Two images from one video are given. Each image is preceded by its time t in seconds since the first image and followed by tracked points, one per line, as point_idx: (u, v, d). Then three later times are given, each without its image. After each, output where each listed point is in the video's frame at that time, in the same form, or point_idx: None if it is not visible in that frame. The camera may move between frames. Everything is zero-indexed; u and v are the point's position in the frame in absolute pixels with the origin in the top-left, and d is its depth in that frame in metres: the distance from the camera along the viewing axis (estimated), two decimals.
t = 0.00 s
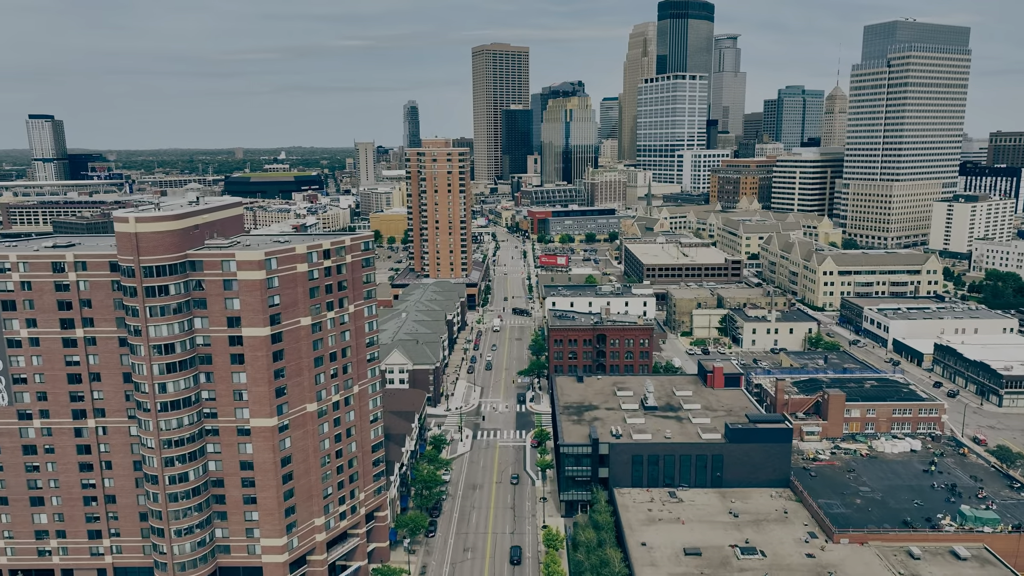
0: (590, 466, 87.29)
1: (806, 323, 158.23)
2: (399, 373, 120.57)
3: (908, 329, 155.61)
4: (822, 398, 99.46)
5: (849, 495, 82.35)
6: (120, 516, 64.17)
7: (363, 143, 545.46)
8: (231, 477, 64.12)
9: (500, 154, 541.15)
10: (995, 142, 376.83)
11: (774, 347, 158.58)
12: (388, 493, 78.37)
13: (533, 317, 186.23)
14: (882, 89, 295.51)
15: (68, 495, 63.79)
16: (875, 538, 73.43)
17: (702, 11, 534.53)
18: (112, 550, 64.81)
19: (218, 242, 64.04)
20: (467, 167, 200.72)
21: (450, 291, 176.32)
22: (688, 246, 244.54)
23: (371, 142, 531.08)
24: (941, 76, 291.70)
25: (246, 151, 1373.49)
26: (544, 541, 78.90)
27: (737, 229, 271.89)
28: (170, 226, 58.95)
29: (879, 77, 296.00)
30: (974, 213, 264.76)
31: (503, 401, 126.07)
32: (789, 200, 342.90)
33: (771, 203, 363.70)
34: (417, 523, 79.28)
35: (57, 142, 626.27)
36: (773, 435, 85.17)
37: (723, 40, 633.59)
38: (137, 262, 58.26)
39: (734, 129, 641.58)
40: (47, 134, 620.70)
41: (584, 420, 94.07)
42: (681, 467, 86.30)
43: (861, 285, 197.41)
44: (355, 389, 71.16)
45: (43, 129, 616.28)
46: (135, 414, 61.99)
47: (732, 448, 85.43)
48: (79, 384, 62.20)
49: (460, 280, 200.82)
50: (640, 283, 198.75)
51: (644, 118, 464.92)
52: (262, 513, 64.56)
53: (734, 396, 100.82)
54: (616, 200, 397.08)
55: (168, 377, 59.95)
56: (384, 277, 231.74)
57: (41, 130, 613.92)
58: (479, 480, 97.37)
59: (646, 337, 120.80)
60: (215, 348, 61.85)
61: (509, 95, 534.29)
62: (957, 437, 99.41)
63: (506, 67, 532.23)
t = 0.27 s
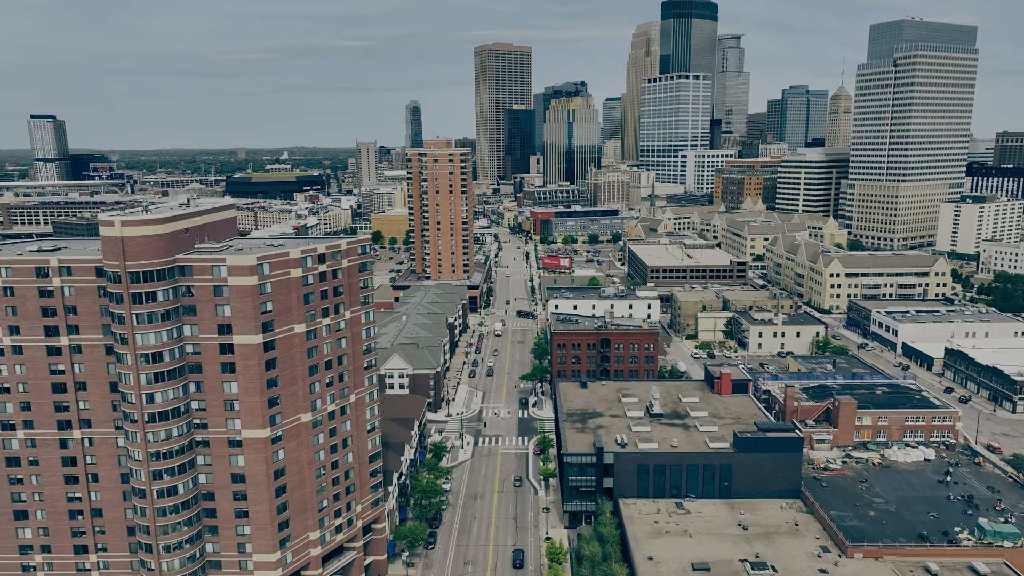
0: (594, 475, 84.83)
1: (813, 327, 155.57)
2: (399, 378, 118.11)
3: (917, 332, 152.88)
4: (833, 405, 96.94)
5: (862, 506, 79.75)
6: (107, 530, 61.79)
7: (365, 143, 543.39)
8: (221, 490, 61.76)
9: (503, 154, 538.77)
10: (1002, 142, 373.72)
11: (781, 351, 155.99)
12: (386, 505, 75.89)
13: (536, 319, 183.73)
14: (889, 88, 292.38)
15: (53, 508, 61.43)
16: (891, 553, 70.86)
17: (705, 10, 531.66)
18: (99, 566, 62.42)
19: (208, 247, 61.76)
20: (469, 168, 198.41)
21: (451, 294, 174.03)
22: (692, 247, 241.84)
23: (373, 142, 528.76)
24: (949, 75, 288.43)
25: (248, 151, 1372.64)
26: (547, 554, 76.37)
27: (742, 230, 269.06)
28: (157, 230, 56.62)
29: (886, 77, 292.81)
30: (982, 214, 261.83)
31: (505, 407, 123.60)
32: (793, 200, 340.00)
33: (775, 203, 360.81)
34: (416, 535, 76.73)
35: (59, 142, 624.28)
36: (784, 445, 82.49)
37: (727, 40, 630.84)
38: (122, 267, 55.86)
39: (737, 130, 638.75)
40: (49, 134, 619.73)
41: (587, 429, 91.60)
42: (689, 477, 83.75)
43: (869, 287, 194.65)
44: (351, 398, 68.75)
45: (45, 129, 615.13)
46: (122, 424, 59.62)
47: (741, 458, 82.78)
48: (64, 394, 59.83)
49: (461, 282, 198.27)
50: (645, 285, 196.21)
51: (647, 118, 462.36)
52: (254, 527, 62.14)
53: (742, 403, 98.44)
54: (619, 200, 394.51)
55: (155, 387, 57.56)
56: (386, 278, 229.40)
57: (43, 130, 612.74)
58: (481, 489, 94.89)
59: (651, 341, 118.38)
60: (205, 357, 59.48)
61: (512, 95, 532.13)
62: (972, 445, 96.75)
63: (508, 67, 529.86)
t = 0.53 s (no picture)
0: (599, 486, 82.32)
1: (821, 330, 152.98)
2: (399, 384, 115.80)
3: (927, 336, 150.13)
4: (843, 412, 94.57)
5: (876, 519, 77.09)
6: (93, 545, 59.42)
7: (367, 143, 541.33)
8: (212, 504, 59.36)
9: (505, 154, 536.36)
10: (1009, 142, 370.36)
11: (788, 355, 153.36)
12: (384, 517, 73.34)
13: (539, 322, 181.12)
14: (895, 88, 289.52)
15: (37, 523, 59.13)
16: (908, 569, 68.19)
17: (709, 9, 528.51)
18: None
19: (199, 250, 59.38)
20: (471, 168, 196.02)
21: (453, 296, 171.77)
22: (697, 249, 239.06)
23: (375, 143, 526.71)
24: (956, 74, 285.34)
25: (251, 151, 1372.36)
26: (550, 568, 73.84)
27: (747, 231, 266.33)
28: (144, 233, 54.23)
29: (892, 76, 289.95)
30: (990, 216, 258.64)
31: (507, 413, 121.08)
32: (799, 201, 336.99)
33: (780, 204, 357.88)
34: (415, 548, 74.20)
35: (61, 142, 622.04)
36: (794, 454, 80.02)
37: (730, 40, 627.88)
38: (107, 272, 53.47)
39: (742, 130, 635.40)
40: (51, 134, 619.05)
41: (592, 437, 89.13)
42: (697, 488, 81.19)
43: (876, 289, 191.81)
44: (348, 408, 66.24)
45: (47, 129, 614.07)
46: (108, 436, 57.28)
47: (751, 468, 80.26)
48: (48, 405, 57.53)
49: (464, 283, 195.93)
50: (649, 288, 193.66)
51: (651, 118, 459.79)
52: (245, 543, 59.70)
53: (750, 411, 96.12)
54: (622, 201, 391.89)
55: (142, 397, 55.22)
56: (387, 280, 227.08)
57: (45, 130, 611.80)
58: (482, 498, 92.42)
59: (657, 346, 115.89)
60: (194, 367, 57.07)
61: (515, 95, 530.00)
62: (987, 454, 94.01)
63: (511, 67, 527.70)
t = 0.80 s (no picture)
0: (603, 497, 79.80)
1: (828, 334, 150.39)
2: (398, 390, 113.76)
3: (937, 340, 147.51)
4: (854, 420, 92.10)
5: (890, 533, 74.49)
6: (77, 562, 57.06)
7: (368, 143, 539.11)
8: (201, 519, 56.94)
9: (507, 154, 533.87)
10: (1015, 142, 367.27)
11: (795, 358, 150.78)
12: (381, 530, 70.83)
13: (542, 325, 178.60)
14: (901, 88, 286.68)
15: (18, 538, 56.79)
16: None
17: (712, 9, 525.37)
18: None
19: (188, 255, 56.97)
20: (473, 169, 193.47)
21: (454, 298, 169.43)
22: (701, 250, 236.23)
23: (376, 143, 524.37)
24: (963, 74, 282.40)
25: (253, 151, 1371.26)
26: None
27: (752, 232, 263.68)
28: (129, 239, 51.82)
29: (898, 75, 286.79)
30: (998, 216, 255.69)
31: (509, 418, 118.63)
32: (803, 202, 334.16)
33: (784, 205, 355.07)
34: (413, 562, 71.76)
35: (61, 142, 619.97)
36: (805, 465, 77.49)
37: (733, 39, 624.97)
38: (90, 279, 51.09)
39: (745, 130, 632.41)
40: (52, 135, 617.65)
41: (596, 446, 86.60)
42: (704, 499, 78.63)
43: (884, 292, 189.04)
44: (343, 418, 63.86)
45: (48, 129, 612.23)
46: (92, 449, 54.89)
47: (760, 479, 77.65)
48: (29, 417, 55.20)
49: (465, 286, 193.36)
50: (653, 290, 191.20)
51: (654, 118, 457.33)
52: (236, 560, 57.27)
53: (758, 419, 93.63)
54: (625, 201, 389.31)
55: (127, 410, 52.80)
56: (388, 282, 224.60)
57: (46, 130, 609.98)
58: (482, 508, 89.97)
59: (661, 351, 113.41)
60: (181, 377, 54.68)
61: (517, 95, 527.49)
62: (1003, 463, 91.38)
63: (513, 67, 525.31)
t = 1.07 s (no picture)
0: (607, 509, 77.32)
1: (835, 337, 147.89)
2: (398, 396, 111.56)
3: (946, 344, 144.88)
4: (864, 428, 89.50)
5: (904, 547, 71.94)
6: None
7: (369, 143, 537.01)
8: (188, 536, 54.53)
9: (508, 155, 531.23)
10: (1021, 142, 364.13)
11: (801, 363, 148.36)
12: (378, 544, 68.32)
13: (544, 328, 176.15)
14: (906, 88, 284.17)
15: None
16: None
17: (715, 8, 522.79)
18: None
19: (174, 260, 54.58)
20: (473, 169, 191.01)
21: (454, 301, 167.13)
22: (704, 252, 233.65)
23: (377, 143, 522.02)
24: (969, 74, 279.49)
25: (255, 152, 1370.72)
26: None
27: (755, 233, 261.14)
28: (111, 243, 49.47)
29: (903, 74, 284.40)
30: (1005, 217, 252.82)
31: (510, 424, 116.23)
32: (807, 203, 331.43)
33: (788, 206, 352.31)
34: None
35: (61, 142, 617.36)
36: (816, 477, 74.99)
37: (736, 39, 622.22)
38: (69, 287, 48.70)
39: (747, 130, 629.64)
40: (52, 135, 615.54)
41: (599, 455, 84.15)
42: (711, 511, 76.15)
43: (890, 294, 186.48)
44: (337, 430, 61.39)
45: (48, 128, 610.15)
46: (73, 464, 52.49)
47: (769, 491, 75.08)
48: (9, 430, 52.91)
49: (466, 288, 190.88)
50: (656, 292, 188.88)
51: (656, 118, 454.82)
52: None
53: (766, 427, 91.17)
54: (627, 202, 386.94)
55: (109, 423, 50.35)
56: (388, 284, 222.15)
57: (46, 130, 607.71)
58: (483, 519, 87.56)
59: (666, 356, 110.94)
60: (167, 389, 52.31)
61: (519, 95, 525.29)
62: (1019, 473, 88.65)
63: (514, 67, 523.12)
